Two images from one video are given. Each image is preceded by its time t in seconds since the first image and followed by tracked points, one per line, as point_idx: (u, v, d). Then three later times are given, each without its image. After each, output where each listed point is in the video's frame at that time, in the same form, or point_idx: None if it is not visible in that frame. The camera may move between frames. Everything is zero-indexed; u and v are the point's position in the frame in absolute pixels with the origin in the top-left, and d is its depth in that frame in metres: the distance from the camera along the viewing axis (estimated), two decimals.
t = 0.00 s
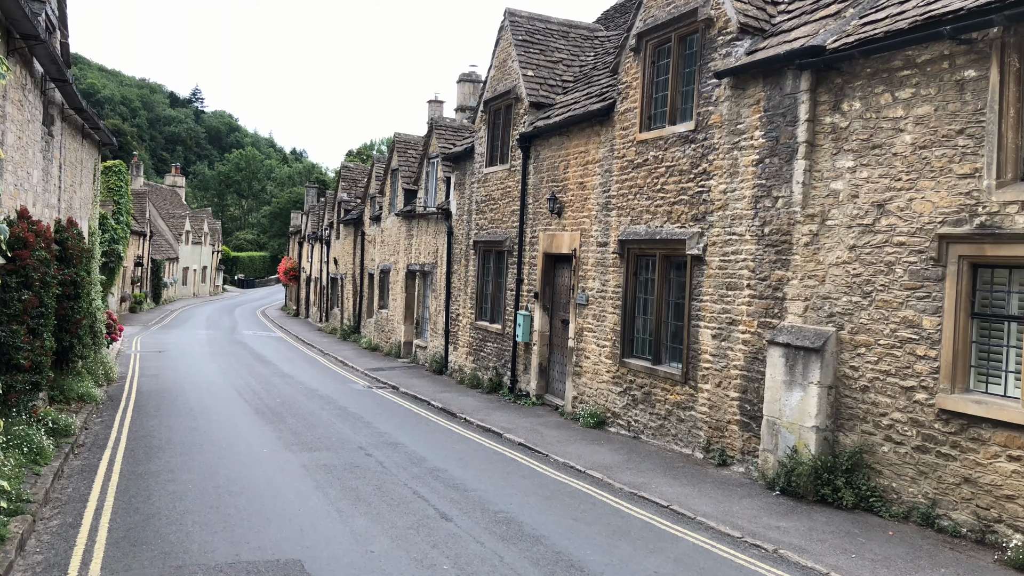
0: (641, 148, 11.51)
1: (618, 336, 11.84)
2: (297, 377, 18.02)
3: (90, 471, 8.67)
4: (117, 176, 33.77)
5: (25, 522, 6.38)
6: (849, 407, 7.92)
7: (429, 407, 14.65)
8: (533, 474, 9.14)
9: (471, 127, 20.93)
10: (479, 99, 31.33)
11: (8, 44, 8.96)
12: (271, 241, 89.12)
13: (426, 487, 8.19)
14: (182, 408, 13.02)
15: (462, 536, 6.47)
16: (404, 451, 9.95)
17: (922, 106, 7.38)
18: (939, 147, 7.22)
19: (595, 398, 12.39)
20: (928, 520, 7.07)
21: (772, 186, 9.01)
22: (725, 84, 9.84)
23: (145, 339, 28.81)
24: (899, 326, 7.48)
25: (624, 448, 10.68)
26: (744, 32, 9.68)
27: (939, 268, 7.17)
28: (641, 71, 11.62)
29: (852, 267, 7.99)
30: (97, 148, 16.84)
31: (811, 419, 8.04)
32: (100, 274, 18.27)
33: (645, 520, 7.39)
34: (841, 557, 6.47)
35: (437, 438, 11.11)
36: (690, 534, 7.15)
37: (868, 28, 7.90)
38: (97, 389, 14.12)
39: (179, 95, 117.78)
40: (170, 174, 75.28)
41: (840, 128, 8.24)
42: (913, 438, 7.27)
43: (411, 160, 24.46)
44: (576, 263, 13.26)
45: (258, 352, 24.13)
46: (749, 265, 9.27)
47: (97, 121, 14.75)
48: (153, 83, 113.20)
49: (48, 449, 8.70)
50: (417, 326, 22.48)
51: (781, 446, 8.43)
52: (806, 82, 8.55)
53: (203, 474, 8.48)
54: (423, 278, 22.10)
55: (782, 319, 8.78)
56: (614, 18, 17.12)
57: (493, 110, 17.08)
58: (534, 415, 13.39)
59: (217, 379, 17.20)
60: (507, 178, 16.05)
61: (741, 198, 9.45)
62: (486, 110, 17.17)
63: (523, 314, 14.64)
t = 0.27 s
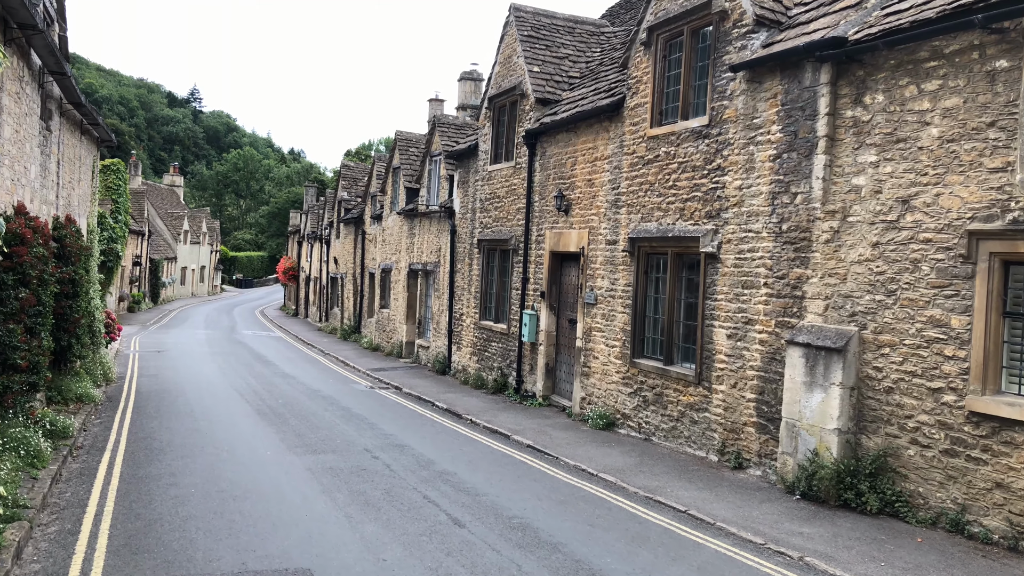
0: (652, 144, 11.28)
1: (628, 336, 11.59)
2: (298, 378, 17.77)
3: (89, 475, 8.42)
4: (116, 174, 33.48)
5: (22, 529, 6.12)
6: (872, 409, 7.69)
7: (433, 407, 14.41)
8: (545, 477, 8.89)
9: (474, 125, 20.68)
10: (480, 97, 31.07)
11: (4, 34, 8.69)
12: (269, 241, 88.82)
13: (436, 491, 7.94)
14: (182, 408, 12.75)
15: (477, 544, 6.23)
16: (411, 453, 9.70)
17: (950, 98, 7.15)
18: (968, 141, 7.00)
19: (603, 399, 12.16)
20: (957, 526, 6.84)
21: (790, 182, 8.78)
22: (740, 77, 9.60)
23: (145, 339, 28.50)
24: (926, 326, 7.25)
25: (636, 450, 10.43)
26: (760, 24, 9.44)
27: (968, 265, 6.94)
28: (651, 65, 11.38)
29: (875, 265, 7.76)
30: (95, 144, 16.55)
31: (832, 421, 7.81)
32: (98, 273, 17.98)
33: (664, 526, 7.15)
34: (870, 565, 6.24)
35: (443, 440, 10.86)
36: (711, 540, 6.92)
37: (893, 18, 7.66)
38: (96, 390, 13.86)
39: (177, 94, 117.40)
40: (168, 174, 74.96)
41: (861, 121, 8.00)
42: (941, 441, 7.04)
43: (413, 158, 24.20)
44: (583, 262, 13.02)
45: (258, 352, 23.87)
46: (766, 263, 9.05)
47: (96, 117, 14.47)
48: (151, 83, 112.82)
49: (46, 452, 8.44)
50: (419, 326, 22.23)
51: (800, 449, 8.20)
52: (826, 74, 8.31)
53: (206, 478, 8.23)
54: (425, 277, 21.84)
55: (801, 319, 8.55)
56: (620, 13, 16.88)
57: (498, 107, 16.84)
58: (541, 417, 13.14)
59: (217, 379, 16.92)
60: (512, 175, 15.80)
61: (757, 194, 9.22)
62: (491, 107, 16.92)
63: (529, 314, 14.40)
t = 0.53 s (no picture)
0: (664, 142, 11.04)
1: (639, 338, 11.34)
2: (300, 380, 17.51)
3: (88, 483, 8.16)
4: (115, 174, 33.24)
5: (19, 542, 5.87)
6: (898, 415, 7.44)
7: (438, 411, 14.16)
8: (558, 485, 8.63)
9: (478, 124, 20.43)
10: (482, 96, 30.81)
11: (1, 28, 8.43)
12: (268, 242, 88.52)
13: (447, 499, 7.69)
14: (184, 412, 12.49)
15: (493, 558, 5.97)
16: (419, 459, 9.45)
17: (980, 93, 6.91)
18: (1000, 137, 6.76)
19: (613, 402, 11.90)
20: (989, 538, 6.59)
21: (810, 181, 8.54)
22: (757, 73, 9.36)
23: (143, 339, 28.78)
24: (954, 329, 7.00)
25: (648, 456, 10.17)
26: (777, 19, 9.20)
27: (1000, 267, 6.70)
28: (663, 61, 11.14)
29: (901, 267, 7.52)
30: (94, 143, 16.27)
31: (856, 428, 7.56)
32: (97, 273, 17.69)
33: (684, 537, 6.91)
34: None
35: (451, 445, 10.59)
36: (734, 552, 6.66)
37: (919, 11, 7.42)
38: (94, 393, 13.60)
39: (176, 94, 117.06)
40: (166, 173, 74.66)
41: (885, 118, 7.75)
42: (971, 449, 6.79)
43: (415, 158, 23.95)
44: (592, 263, 12.77)
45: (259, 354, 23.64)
46: (785, 264, 8.81)
47: (95, 115, 14.21)
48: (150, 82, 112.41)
49: (43, 459, 8.19)
50: (422, 327, 21.97)
51: (822, 456, 7.95)
52: (848, 70, 8.06)
53: (209, 486, 7.97)
54: (428, 278, 21.59)
55: (822, 321, 8.31)
56: (628, 10, 16.63)
57: (503, 105, 16.59)
58: (548, 421, 12.88)
59: (218, 381, 16.65)
60: (518, 174, 15.54)
61: (776, 193, 8.98)
62: (496, 105, 16.67)
63: (536, 315, 14.15)
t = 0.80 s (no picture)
0: (674, 138, 10.81)
1: (649, 338, 11.11)
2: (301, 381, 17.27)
3: (85, 488, 7.91)
4: (113, 173, 32.99)
5: (12, 552, 5.62)
6: (921, 418, 7.20)
7: (442, 412, 13.92)
8: (569, 490, 8.39)
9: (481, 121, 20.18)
10: (483, 95, 30.57)
11: None
12: (267, 242, 88.26)
13: (456, 505, 7.45)
14: (184, 415, 12.24)
15: (508, 568, 5.74)
16: (426, 463, 9.21)
17: (1008, 85, 6.69)
18: None
19: (622, 404, 11.66)
20: (1020, 545, 6.35)
21: (828, 177, 8.30)
22: (772, 67, 9.12)
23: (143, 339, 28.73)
24: (982, 329, 6.77)
25: (660, 459, 9.92)
26: (793, 11, 8.96)
27: None
28: (674, 56, 10.91)
29: (924, 265, 7.28)
30: (92, 140, 16.03)
31: (878, 431, 7.32)
32: (95, 273, 17.44)
33: (703, 545, 6.67)
34: None
35: (457, 448, 10.34)
36: (756, 561, 6.43)
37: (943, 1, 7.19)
38: (92, 395, 13.34)
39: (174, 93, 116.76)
40: (165, 173, 74.37)
41: (907, 111, 7.51)
42: (1000, 454, 6.56)
43: (417, 156, 23.70)
44: (599, 261, 12.54)
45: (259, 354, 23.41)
46: (802, 262, 8.57)
47: (93, 112, 13.96)
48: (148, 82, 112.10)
49: (39, 463, 7.94)
50: (424, 327, 21.72)
51: (842, 460, 7.71)
52: (868, 62, 7.83)
53: (209, 492, 7.72)
54: (430, 278, 21.34)
55: (841, 321, 8.07)
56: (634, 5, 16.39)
57: (507, 102, 16.35)
58: (555, 423, 12.64)
59: (218, 383, 16.40)
60: (523, 172, 15.31)
61: (792, 190, 8.75)
62: (500, 102, 16.44)
63: (542, 315, 13.91)
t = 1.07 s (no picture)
0: (685, 134, 10.52)
1: (659, 340, 10.82)
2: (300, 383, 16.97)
3: (78, 498, 7.60)
4: (110, 172, 32.61)
5: None
6: (949, 424, 6.91)
7: (445, 415, 13.63)
8: (580, 498, 8.09)
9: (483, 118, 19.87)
10: (483, 92, 30.26)
11: None
12: (265, 242, 87.90)
13: (464, 515, 7.15)
14: (180, 419, 11.92)
15: None
16: (431, 470, 8.90)
17: None
18: None
19: (631, 407, 11.36)
20: None
21: (848, 173, 8.00)
22: (788, 59, 8.83)
23: (140, 339, 28.75)
24: (1015, 331, 6.48)
25: (672, 465, 9.62)
26: (810, 2, 8.66)
27: None
28: (684, 49, 10.62)
29: (952, 264, 6.99)
30: (87, 137, 15.71)
31: (903, 437, 7.03)
32: (90, 273, 17.11)
33: (723, 558, 6.37)
34: None
35: (462, 454, 10.03)
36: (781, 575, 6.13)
37: None
38: (87, 398, 13.01)
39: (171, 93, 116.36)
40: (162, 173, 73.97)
41: (933, 104, 7.22)
42: None
43: (417, 154, 23.39)
44: (607, 261, 12.24)
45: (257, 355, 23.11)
46: (821, 261, 8.27)
47: (87, 108, 13.65)
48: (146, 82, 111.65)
49: (29, 471, 7.63)
50: (424, 328, 21.42)
51: (865, 467, 7.40)
52: (891, 53, 7.54)
53: (207, 502, 7.41)
54: (431, 278, 21.03)
55: (863, 323, 7.77)
56: None
57: (511, 98, 16.04)
58: (561, 426, 12.33)
59: (216, 385, 16.09)
60: (527, 170, 15.00)
61: (810, 187, 8.45)
62: (503, 99, 16.13)
63: (547, 315, 13.61)
